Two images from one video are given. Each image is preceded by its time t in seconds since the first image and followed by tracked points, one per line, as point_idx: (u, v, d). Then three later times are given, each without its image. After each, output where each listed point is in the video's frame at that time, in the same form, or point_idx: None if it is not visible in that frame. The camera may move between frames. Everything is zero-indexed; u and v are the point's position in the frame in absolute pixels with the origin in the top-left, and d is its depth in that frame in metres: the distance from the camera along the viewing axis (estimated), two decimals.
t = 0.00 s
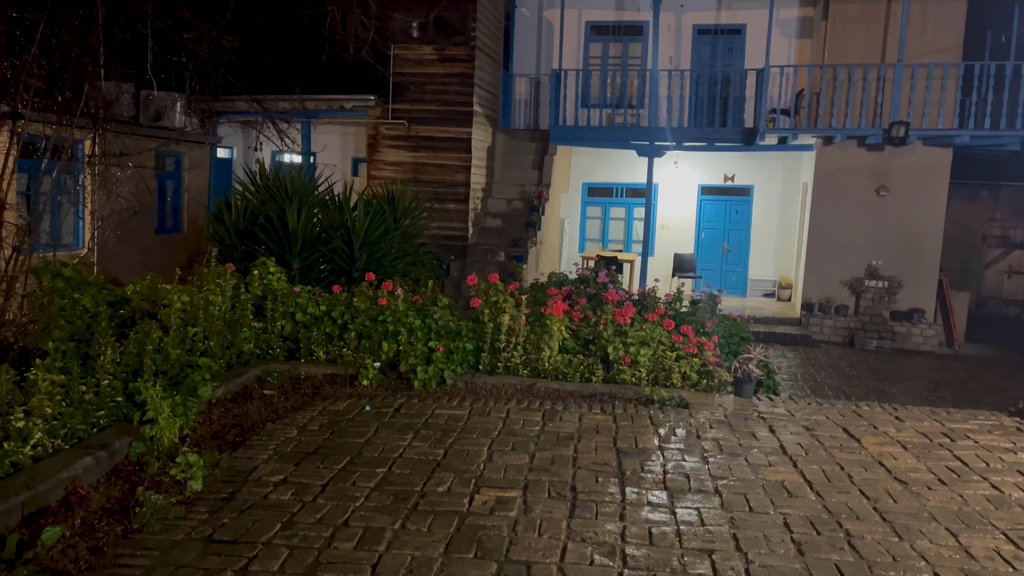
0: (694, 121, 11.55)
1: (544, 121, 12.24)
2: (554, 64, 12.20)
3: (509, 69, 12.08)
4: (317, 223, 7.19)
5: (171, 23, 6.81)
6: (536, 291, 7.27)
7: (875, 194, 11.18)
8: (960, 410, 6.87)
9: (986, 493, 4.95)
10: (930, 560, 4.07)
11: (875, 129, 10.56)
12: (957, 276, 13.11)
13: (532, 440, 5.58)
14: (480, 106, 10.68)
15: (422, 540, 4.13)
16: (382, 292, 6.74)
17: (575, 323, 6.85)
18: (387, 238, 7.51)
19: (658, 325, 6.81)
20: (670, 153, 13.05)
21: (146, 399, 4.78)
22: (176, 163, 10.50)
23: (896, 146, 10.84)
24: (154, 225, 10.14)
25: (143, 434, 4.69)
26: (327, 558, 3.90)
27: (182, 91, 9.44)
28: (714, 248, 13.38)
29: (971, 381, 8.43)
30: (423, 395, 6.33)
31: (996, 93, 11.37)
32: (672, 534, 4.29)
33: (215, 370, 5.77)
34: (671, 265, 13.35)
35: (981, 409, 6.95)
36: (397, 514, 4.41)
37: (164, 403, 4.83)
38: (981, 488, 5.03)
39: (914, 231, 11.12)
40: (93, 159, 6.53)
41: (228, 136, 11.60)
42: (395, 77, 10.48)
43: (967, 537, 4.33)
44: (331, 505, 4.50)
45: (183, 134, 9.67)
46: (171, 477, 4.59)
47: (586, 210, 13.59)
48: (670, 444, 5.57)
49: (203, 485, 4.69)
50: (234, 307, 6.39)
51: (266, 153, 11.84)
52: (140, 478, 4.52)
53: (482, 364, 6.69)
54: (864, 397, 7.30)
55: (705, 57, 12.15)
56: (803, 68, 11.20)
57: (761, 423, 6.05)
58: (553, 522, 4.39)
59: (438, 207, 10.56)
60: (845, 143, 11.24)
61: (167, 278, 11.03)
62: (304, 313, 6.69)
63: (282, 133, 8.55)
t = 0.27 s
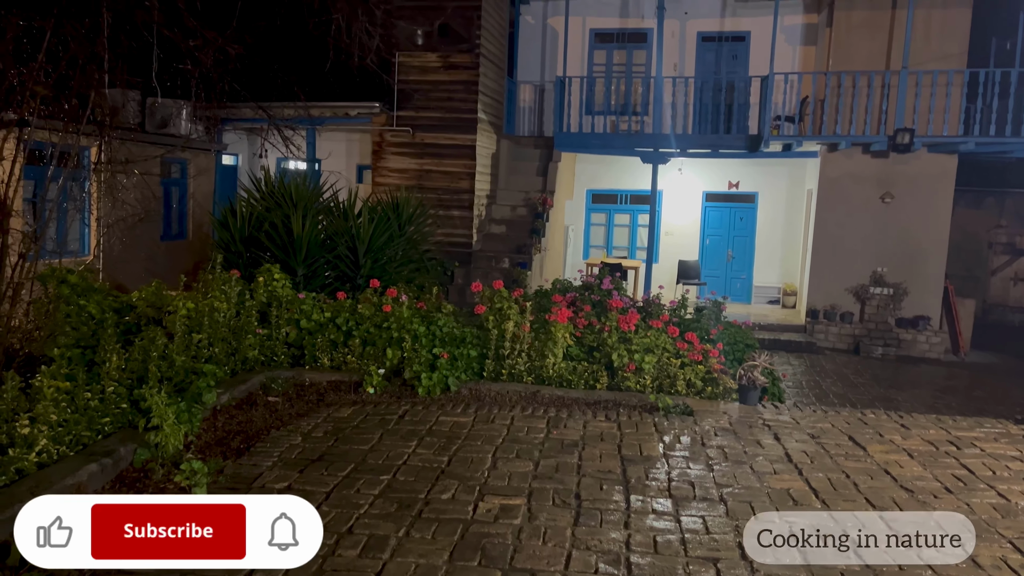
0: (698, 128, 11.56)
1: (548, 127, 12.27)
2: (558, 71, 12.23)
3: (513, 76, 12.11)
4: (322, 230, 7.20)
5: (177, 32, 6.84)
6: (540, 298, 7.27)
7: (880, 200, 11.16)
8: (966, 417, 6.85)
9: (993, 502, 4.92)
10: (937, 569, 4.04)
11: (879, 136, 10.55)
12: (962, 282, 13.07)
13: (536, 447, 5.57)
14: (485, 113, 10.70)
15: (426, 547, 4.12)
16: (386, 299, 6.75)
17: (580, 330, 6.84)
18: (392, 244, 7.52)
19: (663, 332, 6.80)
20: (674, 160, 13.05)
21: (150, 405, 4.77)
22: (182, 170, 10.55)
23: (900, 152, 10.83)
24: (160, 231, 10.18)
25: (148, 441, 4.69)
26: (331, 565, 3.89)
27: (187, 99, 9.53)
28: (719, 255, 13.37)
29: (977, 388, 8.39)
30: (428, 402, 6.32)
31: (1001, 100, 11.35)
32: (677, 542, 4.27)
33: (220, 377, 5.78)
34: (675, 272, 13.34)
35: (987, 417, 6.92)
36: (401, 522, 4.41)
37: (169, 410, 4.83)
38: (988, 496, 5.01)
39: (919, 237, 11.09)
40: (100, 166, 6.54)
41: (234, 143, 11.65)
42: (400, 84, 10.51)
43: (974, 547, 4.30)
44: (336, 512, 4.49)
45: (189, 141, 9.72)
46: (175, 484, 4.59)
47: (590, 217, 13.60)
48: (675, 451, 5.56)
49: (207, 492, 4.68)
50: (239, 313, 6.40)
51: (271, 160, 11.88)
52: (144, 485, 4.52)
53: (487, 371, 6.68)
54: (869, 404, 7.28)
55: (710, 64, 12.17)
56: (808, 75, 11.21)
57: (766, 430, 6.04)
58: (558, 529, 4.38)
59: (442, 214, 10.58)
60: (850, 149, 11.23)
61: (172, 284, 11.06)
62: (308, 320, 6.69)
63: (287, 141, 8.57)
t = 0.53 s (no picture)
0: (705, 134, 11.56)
1: (554, 135, 12.29)
2: (564, 78, 12.26)
3: (520, 84, 12.14)
4: (329, 237, 7.22)
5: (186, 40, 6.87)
6: (546, 305, 7.26)
7: (887, 207, 11.13)
8: (975, 425, 6.81)
9: (1002, 511, 4.89)
10: None
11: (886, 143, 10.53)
12: (970, 289, 13.01)
13: (542, 455, 5.56)
14: (491, 120, 10.72)
15: (431, 555, 4.11)
16: (392, 306, 6.76)
17: (586, 337, 6.84)
18: (398, 252, 7.53)
19: (669, 340, 6.79)
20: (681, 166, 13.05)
21: (157, 412, 4.79)
22: (189, 177, 10.60)
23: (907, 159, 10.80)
24: (167, 239, 10.22)
25: (154, 448, 4.71)
26: (337, 573, 3.89)
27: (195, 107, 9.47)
28: (725, 262, 13.35)
29: (985, 396, 8.35)
30: (434, 409, 6.31)
31: (1008, 107, 11.32)
32: (684, 551, 4.25)
33: (226, 384, 5.79)
34: (681, 279, 13.31)
35: (996, 425, 6.89)
36: (407, 529, 4.40)
37: (176, 417, 4.85)
38: (997, 505, 4.97)
39: (926, 244, 11.06)
40: (108, 174, 6.56)
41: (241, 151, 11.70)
42: (407, 92, 10.54)
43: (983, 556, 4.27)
44: (342, 520, 4.48)
45: (198, 148, 9.78)
46: (182, 491, 4.60)
47: (596, 223, 13.60)
48: (682, 459, 5.54)
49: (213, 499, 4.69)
50: (245, 320, 6.42)
51: (278, 168, 11.93)
52: (151, 492, 4.52)
53: (493, 379, 6.68)
54: (877, 412, 7.25)
55: (716, 71, 12.18)
56: (814, 82, 11.22)
57: (773, 438, 6.02)
58: (564, 538, 4.37)
59: (448, 221, 10.59)
60: (857, 156, 11.22)
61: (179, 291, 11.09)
62: (315, 326, 6.70)
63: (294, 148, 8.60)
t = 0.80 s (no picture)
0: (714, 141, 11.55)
1: (563, 142, 12.30)
2: (573, 86, 12.29)
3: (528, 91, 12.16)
4: (338, 244, 7.24)
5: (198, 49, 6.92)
6: (554, 312, 7.25)
7: (898, 214, 11.10)
8: (987, 433, 6.75)
9: (1016, 520, 4.84)
10: None
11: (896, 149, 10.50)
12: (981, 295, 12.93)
13: (551, 463, 5.55)
14: (500, 128, 10.74)
15: (440, 564, 4.10)
16: (401, 313, 6.78)
17: (595, 344, 6.82)
18: (407, 259, 7.55)
19: (678, 347, 6.77)
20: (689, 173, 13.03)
21: (167, 419, 4.82)
22: (199, 185, 10.66)
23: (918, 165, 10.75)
24: (177, 246, 10.28)
25: (164, 455, 4.71)
26: None
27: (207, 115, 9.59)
28: (735, 269, 13.32)
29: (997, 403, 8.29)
30: (442, 416, 6.31)
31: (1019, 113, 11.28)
32: (694, 559, 4.23)
33: (236, 391, 5.80)
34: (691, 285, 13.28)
35: (1009, 433, 6.83)
36: (416, 537, 4.40)
37: (186, 424, 4.86)
38: (1011, 514, 4.92)
39: (937, 251, 11.01)
40: (119, 182, 6.60)
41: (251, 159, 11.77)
42: (416, 100, 10.59)
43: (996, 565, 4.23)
44: (351, 527, 4.48)
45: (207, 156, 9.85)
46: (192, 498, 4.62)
47: (605, 230, 13.59)
48: (691, 467, 5.52)
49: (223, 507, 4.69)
50: (255, 327, 6.43)
51: (288, 175, 11.98)
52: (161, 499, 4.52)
53: (501, 386, 6.68)
54: (888, 420, 7.21)
55: (725, 78, 12.17)
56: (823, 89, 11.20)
57: (783, 446, 5.99)
58: (573, 546, 4.35)
59: (457, 228, 10.60)
60: (866, 163, 11.18)
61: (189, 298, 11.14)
62: (324, 334, 6.72)
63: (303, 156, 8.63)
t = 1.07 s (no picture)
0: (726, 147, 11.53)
1: (575, 148, 12.30)
2: (584, 92, 12.30)
3: (540, 98, 12.18)
4: (351, 251, 7.26)
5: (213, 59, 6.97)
6: (567, 318, 7.25)
7: (911, 220, 11.04)
8: (1004, 441, 6.69)
9: None
10: None
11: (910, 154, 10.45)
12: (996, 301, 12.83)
13: (564, 470, 5.54)
14: (511, 134, 10.76)
15: (453, 570, 4.10)
16: (413, 319, 6.80)
17: (607, 350, 6.82)
18: (419, 265, 7.58)
19: (691, 353, 6.76)
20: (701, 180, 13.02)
21: (181, 425, 4.84)
22: (213, 193, 10.72)
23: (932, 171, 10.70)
24: (191, 253, 10.34)
25: (178, 461, 4.73)
26: None
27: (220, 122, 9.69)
28: (747, 275, 13.28)
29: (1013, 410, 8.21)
30: (455, 423, 6.31)
31: None
32: (708, 568, 4.20)
33: (250, 397, 5.81)
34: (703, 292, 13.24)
35: None
36: (429, 544, 4.40)
37: (201, 431, 4.88)
38: None
39: (951, 257, 10.94)
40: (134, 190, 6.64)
41: (265, 166, 11.85)
42: (428, 107, 10.63)
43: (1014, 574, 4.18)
44: (364, 533, 4.48)
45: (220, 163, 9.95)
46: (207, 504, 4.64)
47: (616, 236, 13.57)
48: (705, 474, 5.50)
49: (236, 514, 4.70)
50: (268, 333, 6.48)
51: (301, 183, 12.05)
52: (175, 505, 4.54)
53: (513, 393, 6.69)
54: (903, 427, 7.16)
55: (737, 84, 12.15)
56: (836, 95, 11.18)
57: (797, 453, 5.95)
58: (587, 553, 4.34)
59: (469, 235, 10.62)
60: (879, 168, 11.13)
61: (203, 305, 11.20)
62: (337, 340, 6.74)
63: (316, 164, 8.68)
